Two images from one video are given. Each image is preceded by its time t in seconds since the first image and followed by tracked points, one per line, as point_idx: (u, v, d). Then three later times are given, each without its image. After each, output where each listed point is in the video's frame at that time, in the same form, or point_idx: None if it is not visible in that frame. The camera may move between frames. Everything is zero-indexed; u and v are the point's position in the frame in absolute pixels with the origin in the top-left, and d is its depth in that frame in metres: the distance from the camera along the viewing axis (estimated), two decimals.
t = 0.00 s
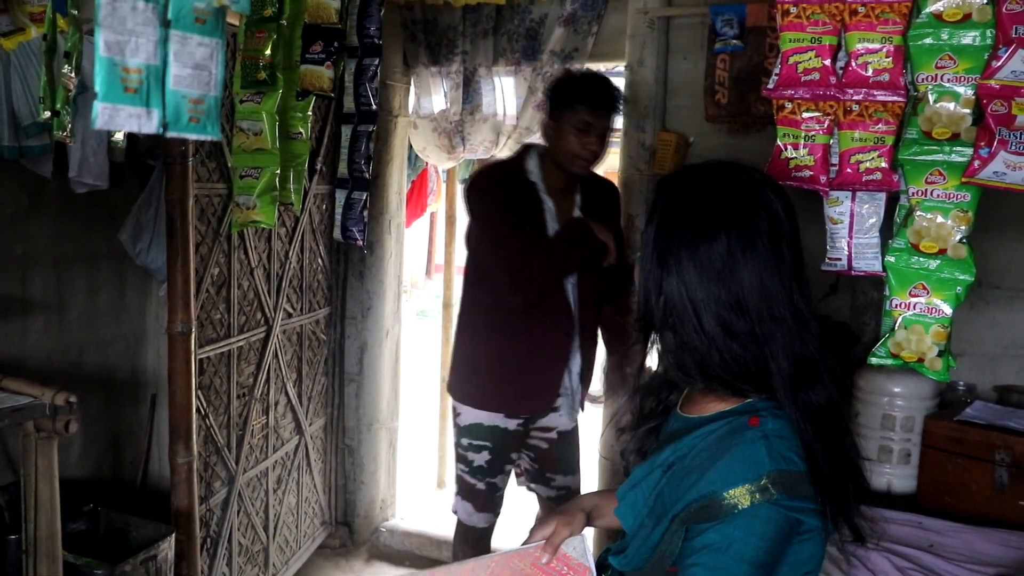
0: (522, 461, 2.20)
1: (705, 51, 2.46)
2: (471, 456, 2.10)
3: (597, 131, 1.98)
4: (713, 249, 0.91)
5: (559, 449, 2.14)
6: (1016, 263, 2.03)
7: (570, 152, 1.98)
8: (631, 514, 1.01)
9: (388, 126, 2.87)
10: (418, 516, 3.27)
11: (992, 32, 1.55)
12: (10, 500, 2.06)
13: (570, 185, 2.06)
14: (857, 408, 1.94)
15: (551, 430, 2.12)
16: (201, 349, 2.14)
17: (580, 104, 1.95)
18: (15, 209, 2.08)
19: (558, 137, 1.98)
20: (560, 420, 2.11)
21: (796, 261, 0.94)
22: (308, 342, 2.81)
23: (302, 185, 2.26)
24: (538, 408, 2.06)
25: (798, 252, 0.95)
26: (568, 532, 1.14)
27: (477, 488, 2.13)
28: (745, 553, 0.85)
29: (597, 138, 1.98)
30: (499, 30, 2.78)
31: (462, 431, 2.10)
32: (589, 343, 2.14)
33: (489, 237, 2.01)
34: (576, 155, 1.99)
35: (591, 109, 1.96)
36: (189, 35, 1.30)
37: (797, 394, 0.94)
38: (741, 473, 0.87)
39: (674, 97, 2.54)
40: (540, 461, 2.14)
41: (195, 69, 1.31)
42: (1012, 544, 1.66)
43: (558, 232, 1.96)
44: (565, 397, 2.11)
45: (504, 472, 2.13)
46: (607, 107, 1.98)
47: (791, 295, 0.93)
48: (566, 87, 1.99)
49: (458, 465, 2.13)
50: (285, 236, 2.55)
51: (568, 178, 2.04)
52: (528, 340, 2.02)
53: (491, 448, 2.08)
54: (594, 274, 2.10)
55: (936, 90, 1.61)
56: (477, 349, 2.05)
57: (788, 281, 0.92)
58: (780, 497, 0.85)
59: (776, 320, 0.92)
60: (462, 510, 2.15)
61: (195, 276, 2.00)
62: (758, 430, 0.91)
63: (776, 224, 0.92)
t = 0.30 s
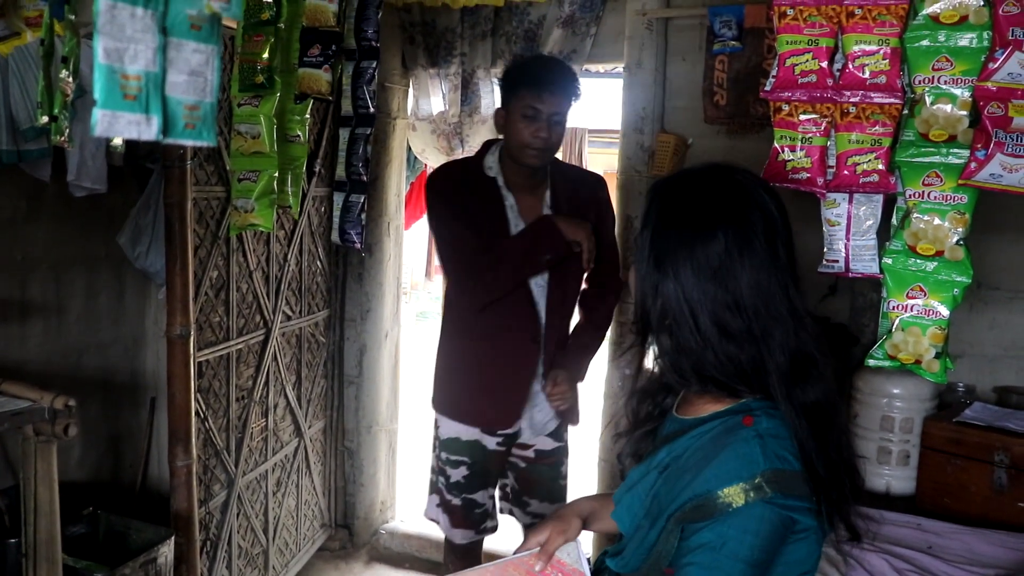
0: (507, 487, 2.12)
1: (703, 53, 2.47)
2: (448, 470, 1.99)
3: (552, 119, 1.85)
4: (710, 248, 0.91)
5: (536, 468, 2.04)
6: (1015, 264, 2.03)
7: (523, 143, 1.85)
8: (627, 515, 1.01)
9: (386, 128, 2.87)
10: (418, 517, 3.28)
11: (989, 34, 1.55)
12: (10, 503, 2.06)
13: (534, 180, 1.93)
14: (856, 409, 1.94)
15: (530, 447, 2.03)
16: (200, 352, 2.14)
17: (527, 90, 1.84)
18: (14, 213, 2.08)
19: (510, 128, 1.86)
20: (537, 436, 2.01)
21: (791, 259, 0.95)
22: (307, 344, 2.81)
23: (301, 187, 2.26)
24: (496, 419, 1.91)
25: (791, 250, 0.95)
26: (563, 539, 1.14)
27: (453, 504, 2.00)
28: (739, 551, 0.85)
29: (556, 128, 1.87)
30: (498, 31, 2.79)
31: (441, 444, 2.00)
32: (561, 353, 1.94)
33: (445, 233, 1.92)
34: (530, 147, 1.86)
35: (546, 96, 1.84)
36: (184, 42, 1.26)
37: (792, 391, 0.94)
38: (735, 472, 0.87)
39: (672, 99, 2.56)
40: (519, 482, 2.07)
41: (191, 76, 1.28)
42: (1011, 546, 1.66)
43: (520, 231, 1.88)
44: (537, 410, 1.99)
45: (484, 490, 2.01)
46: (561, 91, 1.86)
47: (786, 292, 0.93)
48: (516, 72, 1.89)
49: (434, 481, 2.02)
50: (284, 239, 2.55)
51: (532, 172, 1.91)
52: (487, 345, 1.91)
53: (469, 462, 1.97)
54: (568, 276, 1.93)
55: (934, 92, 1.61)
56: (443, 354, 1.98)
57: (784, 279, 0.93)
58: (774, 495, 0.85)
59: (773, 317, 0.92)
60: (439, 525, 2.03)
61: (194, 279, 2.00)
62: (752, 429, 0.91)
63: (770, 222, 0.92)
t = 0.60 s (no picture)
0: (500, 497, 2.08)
1: (708, 57, 2.50)
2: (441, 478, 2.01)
3: (555, 123, 1.84)
4: (706, 257, 0.92)
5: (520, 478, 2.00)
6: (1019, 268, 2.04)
7: (525, 148, 1.86)
8: (627, 520, 1.03)
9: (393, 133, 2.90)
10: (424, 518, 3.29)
11: (989, 42, 1.56)
12: (22, 503, 2.08)
13: (538, 185, 1.94)
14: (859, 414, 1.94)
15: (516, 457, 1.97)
16: (208, 354, 2.16)
17: (529, 92, 1.84)
18: (26, 217, 2.11)
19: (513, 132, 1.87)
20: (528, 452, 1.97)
21: (784, 265, 0.97)
22: (315, 346, 2.84)
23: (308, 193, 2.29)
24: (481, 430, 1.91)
25: (785, 256, 0.97)
26: (568, 544, 1.15)
27: (445, 512, 2.03)
28: (737, 553, 0.86)
29: (560, 132, 1.86)
30: (503, 36, 2.80)
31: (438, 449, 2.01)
32: (552, 366, 1.93)
33: (430, 244, 1.91)
34: (532, 151, 1.86)
35: (550, 99, 1.83)
36: (197, 60, 1.25)
37: (787, 395, 0.96)
38: (732, 475, 0.89)
39: (677, 103, 2.58)
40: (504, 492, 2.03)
41: (204, 93, 1.27)
42: (1014, 551, 1.66)
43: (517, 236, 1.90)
44: (525, 425, 1.95)
45: (476, 502, 2.00)
46: (567, 93, 1.84)
47: (781, 298, 0.95)
48: (523, 73, 1.88)
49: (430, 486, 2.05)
50: (292, 242, 2.58)
51: (536, 177, 1.92)
52: (472, 355, 1.91)
53: (462, 473, 1.98)
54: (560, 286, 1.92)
55: (934, 100, 1.61)
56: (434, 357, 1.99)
57: (778, 284, 0.94)
58: (771, 498, 0.87)
59: (768, 323, 0.94)
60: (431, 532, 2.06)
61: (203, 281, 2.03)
62: (749, 433, 0.93)
63: (764, 230, 0.94)
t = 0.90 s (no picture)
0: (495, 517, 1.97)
1: (726, 68, 2.50)
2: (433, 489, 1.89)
3: (572, 123, 1.70)
4: (707, 268, 0.94)
5: (532, 504, 1.89)
6: None
7: (539, 147, 1.72)
8: (635, 533, 1.06)
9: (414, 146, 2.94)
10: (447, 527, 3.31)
11: (997, 53, 1.58)
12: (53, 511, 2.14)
13: (555, 188, 1.81)
14: (879, 423, 1.93)
15: (527, 481, 1.87)
16: (232, 366, 2.20)
17: (548, 90, 1.70)
18: (55, 233, 2.17)
19: (529, 131, 1.73)
20: (531, 472, 1.85)
21: (786, 275, 0.98)
22: (338, 357, 2.87)
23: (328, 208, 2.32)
24: (475, 442, 1.82)
25: (786, 266, 0.99)
26: (580, 560, 1.16)
27: (431, 527, 1.89)
28: (741, 563, 0.88)
29: (578, 133, 1.72)
30: (522, 49, 2.83)
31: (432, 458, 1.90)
32: (550, 382, 1.80)
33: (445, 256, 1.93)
34: (546, 150, 1.71)
35: (568, 97, 1.69)
36: (211, 90, 1.29)
37: (789, 404, 0.98)
38: (736, 486, 0.92)
39: (695, 114, 2.59)
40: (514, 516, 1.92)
41: (217, 121, 1.31)
42: None
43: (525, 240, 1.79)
44: (529, 445, 1.83)
45: (466, 516, 1.89)
46: (586, 92, 1.70)
47: (782, 307, 0.96)
48: (544, 69, 1.74)
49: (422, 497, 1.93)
50: (315, 255, 2.63)
51: (552, 180, 1.79)
52: (470, 365, 1.83)
53: (453, 486, 1.86)
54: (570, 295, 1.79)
55: (943, 112, 1.65)
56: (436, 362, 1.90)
57: (779, 294, 0.96)
58: (774, 508, 0.90)
59: (770, 333, 0.96)
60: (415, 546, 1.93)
61: (226, 295, 2.08)
62: (752, 444, 0.96)
63: (763, 241, 0.96)
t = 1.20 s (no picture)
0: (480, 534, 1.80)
1: (749, 74, 2.51)
2: (418, 500, 1.73)
3: (542, 127, 1.59)
4: (722, 272, 0.95)
5: (526, 519, 1.75)
6: None
7: (510, 153, 1.61)
8: (643, 528, 1.08)
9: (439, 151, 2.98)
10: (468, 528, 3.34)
11: (1013, 62, 1.66)
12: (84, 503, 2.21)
13: (528, 193, 1.70)
14: (899, 429, 1.95)
15: (520, 495, 1.73)
16: (258, 364, 2.25)
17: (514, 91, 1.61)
18: (88, 233, 2.24)
19: (499, 136, 1.63)
20: (521, 484, 1.70)
21: (797, 280, 1.00)
22: (363, 357, 2.92)
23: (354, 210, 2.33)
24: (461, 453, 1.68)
25: (797, 272, 1.01)
26: (590, 559, 1.18)
27: (416, 541, 1.74)
28: (746, 560, 0.91)
29: (548, 136, 1.61)
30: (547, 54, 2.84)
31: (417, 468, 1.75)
32: (555, 391, 1.68)
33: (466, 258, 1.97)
34: (516, 156, 1.61)
35: (538, 101, 1.58)
36: (230, 98, 1.29)
37: (796, 408, 0.99)
38: (743, 485, 0.94)
39: (719, 119, 2.59)
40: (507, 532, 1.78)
41: (235, 127, 1.31)
42: None
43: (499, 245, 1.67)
44: (520, 455, 1.69)
45: (452, 529, 1.73)
46: (557, 93, 1.59)
47: (793, 311, 0.98)
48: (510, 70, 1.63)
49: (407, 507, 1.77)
50: (340, 256, 2.68)
51: (525, 186, 1.68)
52: (453, 372, 1.70)
53: (439, 496, 1.71)
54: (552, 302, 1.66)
55: (959, 119, 1.74)
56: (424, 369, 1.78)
57: (791, 299, 0.98)
58: (779, 507, 0.91)
59: (781, 336, 0.97)
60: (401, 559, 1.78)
61: (253, 294, 2.14)
62: (760, 445, 0.97)
63: (777, 246, 0.97)
